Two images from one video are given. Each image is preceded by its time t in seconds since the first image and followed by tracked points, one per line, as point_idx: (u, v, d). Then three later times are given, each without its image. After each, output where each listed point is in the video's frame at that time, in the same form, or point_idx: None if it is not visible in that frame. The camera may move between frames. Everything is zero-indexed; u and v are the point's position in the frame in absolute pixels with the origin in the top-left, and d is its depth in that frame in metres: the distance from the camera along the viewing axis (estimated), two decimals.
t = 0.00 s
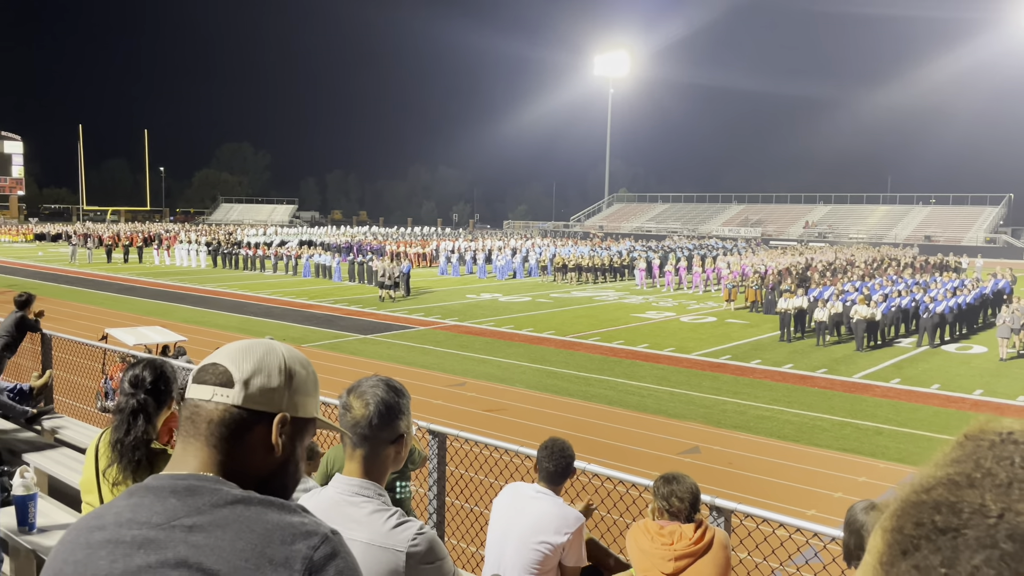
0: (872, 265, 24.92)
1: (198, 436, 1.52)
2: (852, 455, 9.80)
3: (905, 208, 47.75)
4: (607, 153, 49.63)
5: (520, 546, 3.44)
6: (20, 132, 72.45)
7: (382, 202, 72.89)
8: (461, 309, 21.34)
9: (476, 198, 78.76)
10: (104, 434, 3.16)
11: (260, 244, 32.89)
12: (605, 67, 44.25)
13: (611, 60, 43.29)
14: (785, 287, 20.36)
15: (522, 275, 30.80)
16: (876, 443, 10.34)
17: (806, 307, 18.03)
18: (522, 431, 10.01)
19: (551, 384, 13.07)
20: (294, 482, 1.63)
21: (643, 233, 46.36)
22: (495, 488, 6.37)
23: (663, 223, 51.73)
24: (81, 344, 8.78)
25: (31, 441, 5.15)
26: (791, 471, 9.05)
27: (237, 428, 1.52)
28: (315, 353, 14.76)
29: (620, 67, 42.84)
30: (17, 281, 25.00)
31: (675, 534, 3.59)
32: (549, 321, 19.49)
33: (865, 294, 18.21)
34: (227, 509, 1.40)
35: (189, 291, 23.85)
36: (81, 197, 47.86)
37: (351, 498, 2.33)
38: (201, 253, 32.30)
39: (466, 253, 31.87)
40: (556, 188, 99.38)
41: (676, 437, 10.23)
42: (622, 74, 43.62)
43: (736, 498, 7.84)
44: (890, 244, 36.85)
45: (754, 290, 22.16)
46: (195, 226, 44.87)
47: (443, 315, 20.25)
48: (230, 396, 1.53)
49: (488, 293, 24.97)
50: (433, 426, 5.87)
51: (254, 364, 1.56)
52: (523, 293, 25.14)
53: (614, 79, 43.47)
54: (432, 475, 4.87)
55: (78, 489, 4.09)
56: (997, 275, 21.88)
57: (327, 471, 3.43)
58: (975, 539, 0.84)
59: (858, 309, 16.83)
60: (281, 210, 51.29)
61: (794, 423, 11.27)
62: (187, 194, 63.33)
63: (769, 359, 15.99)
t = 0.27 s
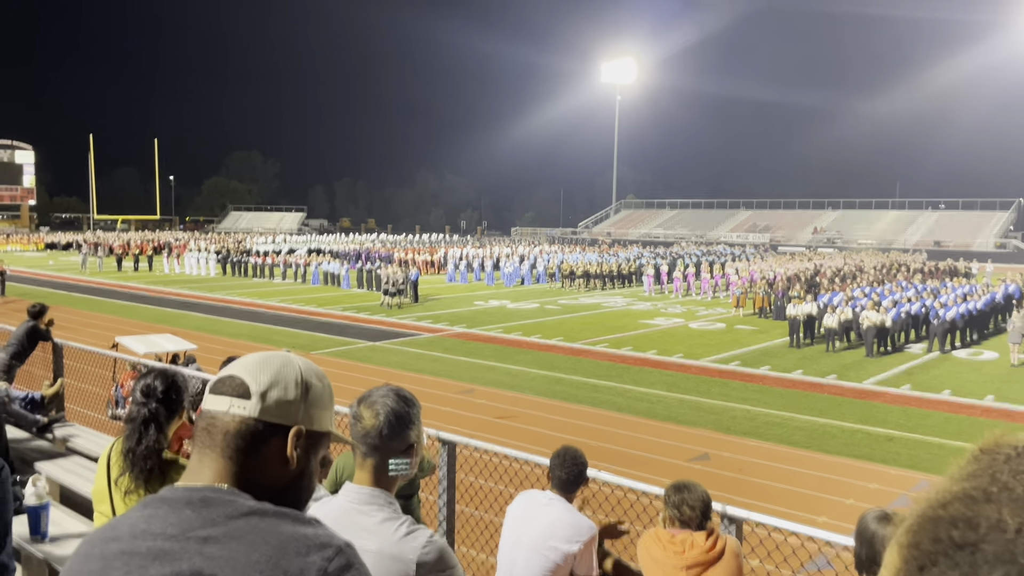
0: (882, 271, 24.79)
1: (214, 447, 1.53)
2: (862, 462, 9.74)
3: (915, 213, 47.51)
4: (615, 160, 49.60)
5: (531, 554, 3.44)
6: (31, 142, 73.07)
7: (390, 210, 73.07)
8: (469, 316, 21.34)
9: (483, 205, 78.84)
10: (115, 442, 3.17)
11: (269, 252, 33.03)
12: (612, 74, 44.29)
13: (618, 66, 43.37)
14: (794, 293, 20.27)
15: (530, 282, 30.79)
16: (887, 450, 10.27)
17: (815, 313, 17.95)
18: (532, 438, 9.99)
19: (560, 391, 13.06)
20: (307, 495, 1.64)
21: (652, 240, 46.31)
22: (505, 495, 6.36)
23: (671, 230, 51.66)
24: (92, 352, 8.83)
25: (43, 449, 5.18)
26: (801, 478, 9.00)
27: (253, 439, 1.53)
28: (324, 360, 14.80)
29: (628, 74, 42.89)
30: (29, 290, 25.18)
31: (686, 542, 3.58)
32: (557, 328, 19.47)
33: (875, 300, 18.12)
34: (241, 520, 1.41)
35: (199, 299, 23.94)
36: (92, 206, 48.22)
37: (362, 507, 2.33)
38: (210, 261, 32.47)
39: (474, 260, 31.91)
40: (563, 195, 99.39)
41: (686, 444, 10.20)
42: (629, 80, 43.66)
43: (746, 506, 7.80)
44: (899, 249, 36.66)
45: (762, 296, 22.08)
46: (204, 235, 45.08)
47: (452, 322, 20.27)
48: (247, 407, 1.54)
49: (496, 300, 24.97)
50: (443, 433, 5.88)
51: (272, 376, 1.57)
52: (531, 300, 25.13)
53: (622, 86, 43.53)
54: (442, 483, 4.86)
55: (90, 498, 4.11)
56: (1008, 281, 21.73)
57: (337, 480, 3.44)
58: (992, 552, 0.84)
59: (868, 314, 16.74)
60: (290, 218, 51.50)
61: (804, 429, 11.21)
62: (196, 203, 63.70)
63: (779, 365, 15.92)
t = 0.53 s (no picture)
0: (897, 269, 24.59)
1: (235, 453, 1.53)
2: (879, 462, 9.65)
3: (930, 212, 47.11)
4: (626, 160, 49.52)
5: (550, 557, 3.42)
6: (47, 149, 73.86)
7: (401, 213, 73.29)
8: (481, 319, 21.36)
9: (494, 207, 78.89)
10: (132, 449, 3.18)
11: (282, 257, 33.21)
12: (623, 75, 44.22)
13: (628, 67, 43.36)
14: (808, 293, 20.15)
15: (542, 284, 30.78)
16: (904, 450, 10.17)
17: (830, 312, 17.82)
18: (545, 441, 9.97)
19: (573, 393, 13.03)
20: (327, 502, 1.64)
21: (664, 241, 46.18)
22: (521, 499, 6.34)
23: (683, 230, 51.53)
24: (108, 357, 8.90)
25: (61, 455, 5.22)
26: (817, 479, 8.93)
27: (275, 446, 1.53)
28: (337, 364, 14.85)
29: (638, 75, 42.87)
30: (46, 296, 25.43)
31: (704, 547, 3.55)
32: (570, 330, 19.44)
33: (890, 299, 17.97)
34: (263, 527, 1.40)
35: (213, 304, 24.09)
36: (107, 212, 48.71)
37: (380, 512, 2.32)
38: (224, 266, 32.69)
39: (486, 262, 31.94)
40: (574, 196, 99.28)
41: (700, 446, 10.14)
42: (640, 81, 43.59)
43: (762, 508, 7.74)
44: (914, 248, 36.37)
45: (776, 296, 21.95)
46: (218, 239, 45.40)
47: (464, 324, 20.28)
48: (267, 413, 1.53)
49: (508, 302, 24.98)
50: (458, 436, 5.87)
51: (291, 382, 1.57)
52: (544, 302, 25.11)
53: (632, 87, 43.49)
54: (457, 487, 4.85)
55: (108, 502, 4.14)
56: None
57: (354, 484, 3.43)
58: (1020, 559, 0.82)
59: (884, 314, 16.60)
60: (303, 222, 51.79)
61: (820, 430, 11.12)
62: (210, 208, 64.17)
63: (794, 366, 15.81)
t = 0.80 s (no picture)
0: (906, 266, 24.46)
1: (249, 449, 1.51)
2: (888, 459, 9.59)
3: (937, 208, 46.87)
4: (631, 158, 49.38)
5: (561, 551, 3.41)
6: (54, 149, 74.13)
7: (407, 212, 73.30)
8: (488, 317, 21.34)
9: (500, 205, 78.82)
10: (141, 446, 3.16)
11: (288, 256, 33.24)
12: (628, 72, 44.09)
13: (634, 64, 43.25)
14: (816, 290, 20.05)
15: (548, 282, 30.74)
16: (913, 447, 10.11)
17: (838, 309, 17.74)
18: (553, 439, 9.95)
19: (580, 391, 13.01)
20: (342, 497, 1.62)
21: (670, 238, 46.07)
22: (531, 497, 6.33)
23: (689, 227, 51.38)
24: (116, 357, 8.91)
25: (70, 454, 5.22)
26: (826, 476, 8.88)
27: (288, 442, 1.51)
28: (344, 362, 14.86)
29: (643, 71, 42.76)
30: (53, 296, 25.52)
31: (716, 543, 3.52)
32: (577, 327, 19.40)
33: (898, 295, 17.88)
34: (278, 523, 1.39)
35: (220, 303, 24.14)
36: (114, 212, 48.84)
37: (392, 508, 2.31)
38: (230, 265, 32.75)
39: (492, 260, 31.91)
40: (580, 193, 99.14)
41: (708, 443, 10.10)
42: (646, 78, 43.45)
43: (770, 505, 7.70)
44: (922, 244, 36.18)
45: (783, 292, 21.86)
46: (225, 238, 45.50)
47: (470, 322, 20.27)
48: (281, 408, 1.52)
49: (515, 300, 24.95)
50: (466, 434, 5.85)
51: (305, 377, 1.55)
52: (550, 300, 25.08)
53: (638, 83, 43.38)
54: (466, 485, 4.82)
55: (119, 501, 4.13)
56: None
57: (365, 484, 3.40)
58: None
59: (892, 310, 16.51)
60: (309, 221, 51.85)
61: (829, 427, 11.07)
62: (216, 207, 64.30)
63: (801, 363, 15.75)
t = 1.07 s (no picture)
0: (904, 260, 24.50)
1: (254, 447, 1.51)
2: (888, 453, 9.61)
3: (936, 202, 46.90)
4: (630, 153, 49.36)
5: (563, 546, 3.41)
6: (51, 146, 74.02)
7: (406, 208, 73.27)
8: (487, 313, 21.35)
9: (499, 201, 78.80)
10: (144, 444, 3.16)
11: (287, 253, 33.22)
12: (627, 68, 44.07)
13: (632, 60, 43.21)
14: (815, 285, 20.07)
15: (547, 278, 30.76)
16: (913, 441, 10.12)
17: (837, 304, 17.75)
18: (553, 434, 9.96)
19: (580, 386, 13.02)
20: (346, 494, 1.62)
21: (668, 233, 46.08)
22: (531, 493, 6.34)
23: (688, 222, 51.39)
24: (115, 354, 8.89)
25: (71, 451, 5.21)
26: (826, 471, 8.90)
27: (293, 439, 1.51)
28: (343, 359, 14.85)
29: (642, 66, 42.73)
30: (52, 294, 25.52)
31: (718, 538, 3.52)
32: (576, 323, 19.40)
33: (897, 290, 17.89)
34: (284, 521, 1.38)
35: (219, 300, 24.15)
36: (113, 210, 48.79)
37: (396, 506, 2.30)
38: (229, 262, 32.73)
39: (491, 257, 31.92)
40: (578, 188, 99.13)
41: (708, 438, 10.10)
42: (645, 73, 43.41)
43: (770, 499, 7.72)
44: (921, 238, 36.21)
45: (782, 287, 21.87)
46: (224, 236, 45.50)
47: (470, 319, 20.26)
48: (285, 405, 1.52)
49: (514, 296, 24.96)
50: (468, 430, 5.85)
51: (309, 374, 1.55)
52: (549, 296, 25.08)
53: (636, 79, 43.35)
54: (467, 481, 4.81)
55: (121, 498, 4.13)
56: None
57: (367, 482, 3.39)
58: None
59: (891, 305, 16.52)
60: (308, 218, 51.82)
61: (828, 422, 11.08)
62: (215, 205, 64.24)
63: (801, 358, 15.76)
